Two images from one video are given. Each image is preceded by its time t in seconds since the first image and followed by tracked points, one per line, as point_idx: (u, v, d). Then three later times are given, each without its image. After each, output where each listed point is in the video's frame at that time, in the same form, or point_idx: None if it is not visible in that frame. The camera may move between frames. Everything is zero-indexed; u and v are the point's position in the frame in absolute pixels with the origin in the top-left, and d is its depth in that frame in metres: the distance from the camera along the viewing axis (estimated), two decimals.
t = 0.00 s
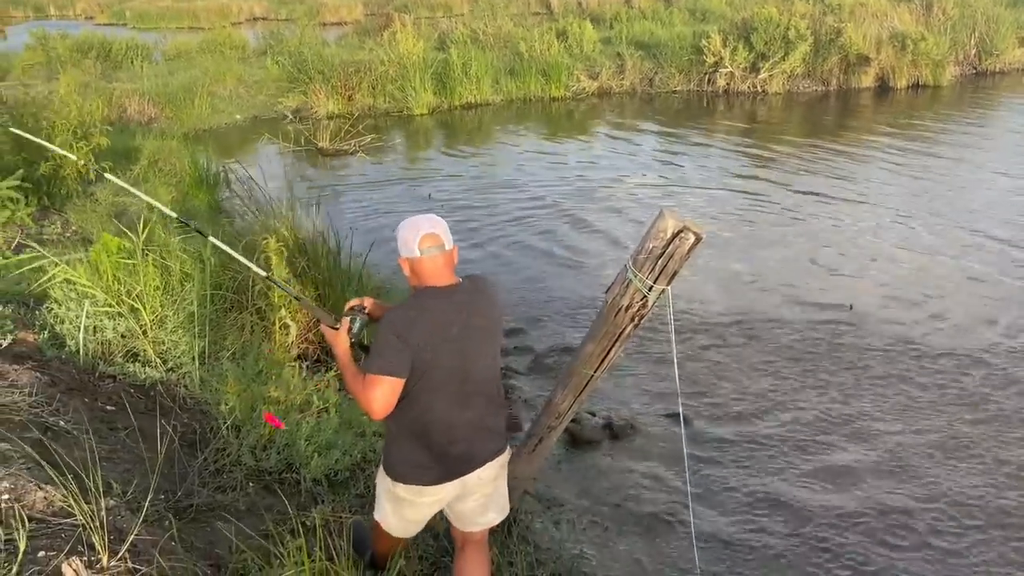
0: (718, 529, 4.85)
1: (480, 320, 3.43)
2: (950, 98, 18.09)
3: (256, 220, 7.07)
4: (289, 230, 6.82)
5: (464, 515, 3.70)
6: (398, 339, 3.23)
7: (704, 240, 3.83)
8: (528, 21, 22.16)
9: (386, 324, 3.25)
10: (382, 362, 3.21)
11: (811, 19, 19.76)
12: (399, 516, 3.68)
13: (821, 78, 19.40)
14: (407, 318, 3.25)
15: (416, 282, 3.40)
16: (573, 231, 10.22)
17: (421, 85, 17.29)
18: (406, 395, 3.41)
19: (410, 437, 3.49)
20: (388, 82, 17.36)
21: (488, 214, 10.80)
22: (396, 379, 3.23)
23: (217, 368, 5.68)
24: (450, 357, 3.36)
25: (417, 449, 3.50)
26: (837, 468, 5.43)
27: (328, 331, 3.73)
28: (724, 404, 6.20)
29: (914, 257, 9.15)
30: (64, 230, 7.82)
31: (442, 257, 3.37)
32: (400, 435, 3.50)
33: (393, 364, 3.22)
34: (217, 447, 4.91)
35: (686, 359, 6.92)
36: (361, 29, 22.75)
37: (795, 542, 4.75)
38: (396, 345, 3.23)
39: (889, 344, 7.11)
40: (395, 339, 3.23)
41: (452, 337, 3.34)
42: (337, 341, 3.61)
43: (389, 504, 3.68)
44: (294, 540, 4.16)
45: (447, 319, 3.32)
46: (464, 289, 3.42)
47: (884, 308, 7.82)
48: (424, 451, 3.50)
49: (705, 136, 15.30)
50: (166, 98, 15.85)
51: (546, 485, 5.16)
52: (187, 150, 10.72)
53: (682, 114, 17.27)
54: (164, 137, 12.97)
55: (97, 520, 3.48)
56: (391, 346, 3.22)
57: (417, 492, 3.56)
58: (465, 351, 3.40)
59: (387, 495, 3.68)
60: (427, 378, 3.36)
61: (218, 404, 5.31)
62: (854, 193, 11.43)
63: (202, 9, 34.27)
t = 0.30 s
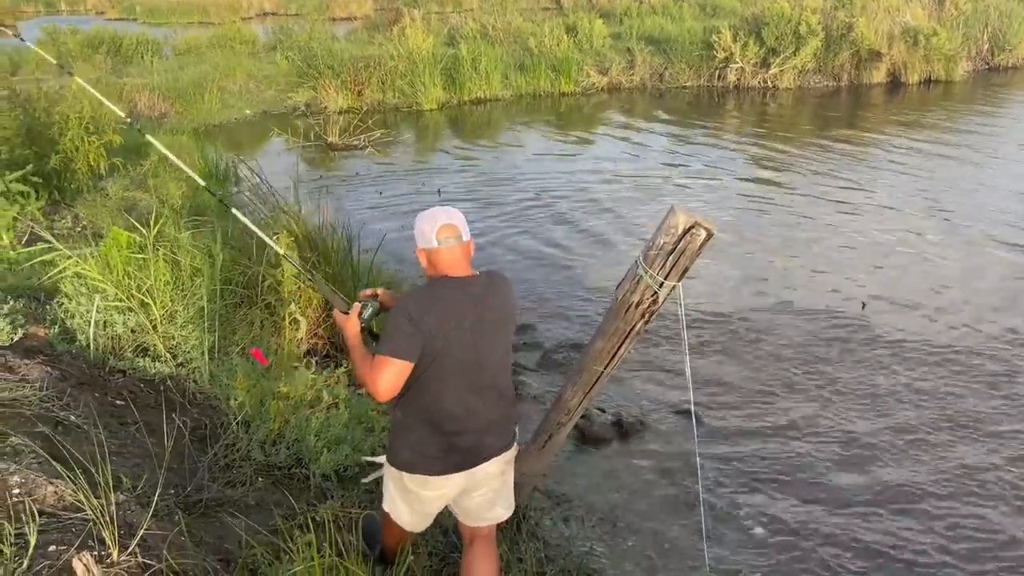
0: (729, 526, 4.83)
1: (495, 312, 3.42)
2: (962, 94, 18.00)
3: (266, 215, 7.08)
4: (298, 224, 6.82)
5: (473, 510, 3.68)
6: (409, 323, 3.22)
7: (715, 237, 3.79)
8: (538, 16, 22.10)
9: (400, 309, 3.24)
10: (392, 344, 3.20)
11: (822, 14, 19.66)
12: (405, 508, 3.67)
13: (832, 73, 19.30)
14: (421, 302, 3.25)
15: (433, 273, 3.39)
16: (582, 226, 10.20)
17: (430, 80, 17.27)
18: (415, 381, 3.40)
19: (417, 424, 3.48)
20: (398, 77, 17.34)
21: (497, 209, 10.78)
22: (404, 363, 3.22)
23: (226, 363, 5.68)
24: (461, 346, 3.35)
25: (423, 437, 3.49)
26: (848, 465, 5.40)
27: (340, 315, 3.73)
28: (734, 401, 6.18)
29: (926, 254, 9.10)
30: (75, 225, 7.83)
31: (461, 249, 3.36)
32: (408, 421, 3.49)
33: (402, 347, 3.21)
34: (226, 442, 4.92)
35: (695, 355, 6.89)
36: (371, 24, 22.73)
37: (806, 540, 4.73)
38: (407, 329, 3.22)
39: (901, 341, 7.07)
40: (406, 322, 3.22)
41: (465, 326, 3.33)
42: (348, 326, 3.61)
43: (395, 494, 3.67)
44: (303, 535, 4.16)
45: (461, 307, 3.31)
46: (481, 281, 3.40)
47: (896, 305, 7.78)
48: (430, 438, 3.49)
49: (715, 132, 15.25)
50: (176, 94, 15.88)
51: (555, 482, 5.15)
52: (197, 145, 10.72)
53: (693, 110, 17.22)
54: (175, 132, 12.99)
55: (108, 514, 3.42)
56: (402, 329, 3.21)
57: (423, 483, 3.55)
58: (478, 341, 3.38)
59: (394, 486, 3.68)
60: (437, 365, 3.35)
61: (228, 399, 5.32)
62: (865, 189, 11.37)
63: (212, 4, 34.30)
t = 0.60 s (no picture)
0: (742, 521, 4.81)
1: (507, 304, 3.41)
2: (978, 87, 17.88)
3: (280, 207, 7.10)
4: (312, 216, 6.84)
5: (491, 503, 3.69)
6: (420, 317, 3.22)
7: (730, 231, 3.76)
8: (551, 8, 22.03)
9: (413, 303, 3.24)
10: (403, 339, 3.20)
11: (837, 7, 19.53)
12: (422, 500, 3.69)
13: (846, 67, 19.18)
14: (431, 295, 3.24)
15: (447, 266, 3.39)
16: (595, 220, 10.17)
17: (443, 73, 17.26)
18: (429, 374, 3.40)
19: (433, 417, 3.48)
20: (411, 69, 17.33)
21: (510, 203, 10.77)
22: (417, 357, 3.21)
23: (240, 354, 5.71)
24: (474, 339, 3.34)
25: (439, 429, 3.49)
26: (862, 462, 5.36)
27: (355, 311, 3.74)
28: (748, 396, 6.15)
29: (942, 249, 9.04)
30: (90, 217, 7.86)
31: (473, 242, 3.35)
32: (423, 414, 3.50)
33: (414, 341, 3.20)
34: (240, 434, 4.94)
35: (708, 350, 6.87)
36: (384, 16, 22.72)
37: (819, 536, 4.70)
38: (420, 323, 3.21)
39: (916, 337, 7.02)
40: (418, 316, 3.21)
41: (477, 319, 3.32)
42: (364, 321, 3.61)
43: (413, 486, 3.69)
44: (316, 528, 4.19)
45: (473, 299, 3.31)
46: (493, 273, 3.39)
47: (912, 300, 7.73)
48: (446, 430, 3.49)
49: (729, 125, 15.19)
50: (190, 86, 15.92)
51: (567, 475, 5.14)
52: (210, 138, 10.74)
53: (706, 103, 17.15)
54: (188, 125, 13.02)
55: (123, 505, 3.40)
56: (413, 323, 3.21)
57: (440, 476, 3.56)
58: (490, 334, 3.38)
59: (411, 477, 3.69)
60: (450, 359, 3.34)
61: (242, 391, 5.34)
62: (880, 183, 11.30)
63: None
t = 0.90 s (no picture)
0: (756, 513, 4.80)
1: (532, 303, 3.43)
2: (998, 79, 17.74)
3: (295, 198, 7.12)
4: (327, 206, 6.86)
5: (503, 499, 3.70)
6: (450, 316, 3.20)
7: (747, 223, 3.75)
8: None
9: (442, 302, 3.22)
10: (431, 337, 3.18)
11: None
12: (439, 495, 3.70)
13: (864, 58, 19.04)
14: (461, 294, 3.24)
15: (469, 264, 3.38)
16: (611, 211, 10.15)
17: (458, 63, 17.25)
18: (453, 372, 3.39)
19: (455, 415, 3.48)
20: (426, 59, 17.31)
21: (525, 193, 10.75)
22: (444, 355, 3.20)
23: (256, 344, 5.74)
24: (500, 339, 3.35)
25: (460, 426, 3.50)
26: (877, 455, 5.34)
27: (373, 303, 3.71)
28: (762, 389, 6.14)
29: (959, 243, 8.97)
30: (107, 206, 7.90)
31: (496, 240, 3.35)
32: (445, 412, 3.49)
33: (443, 339, 3.19)
34: (256, 423, 4.97)
35: (723, 343, 6.85)
36: (399, 6, 22.70)
37: (834, 530, 4.68)
38: (449, 322, 3.20)
39: (932, 331, 6.98)
40: (447, 314, 3.20)
41: (504, 318, 3.33)
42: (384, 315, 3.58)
43: (430, 482, 3.70)
44: (331, 517, 4.21)
45: (501, 300, 3.31)
46: (517, 272, 3.41)
47: (928, 294, 7.69)
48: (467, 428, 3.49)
49: (745, 116, 15.12)
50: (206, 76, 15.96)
51: (580, 467, 5.15)
52: (226, 128, 10.77)
53: (723, 94, 17.07)
54: (204, 114, 13.06)
55: (140, 493, 3.42)
56: (442, 321, 3.19)
57: (461, 473, 3.57)
58: (515, 334, 3.39)
59: (427, 472, 3.70)
60: (476, 358, 3.34)
61: (258, 381, 5.37)
62: (898, 176, 11.23)
63: None
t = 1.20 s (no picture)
0: (770, 501, 4.79)
1: (554, 296, 3.44)
2: (1020, 67, 17.57)
3: (312, 183, 7.15)
4: (344, 192, 6.88)
5: (522, 485, 3.66)
6: (467, 304, 3.24)
7: (764, 211, 3.73)
8: None
9: (461, 290, 3.26)
10: (448, 324, 3.21)
11: None
12: (454, 483, 3.72)
13: (885, 46, 18.89)
14: (480, 282, 3.27)
15: (494, 253, 3.39)
16: (627, 199, 10.13)
17: (475, 49, 17.22)
18: (471, 362, 3.41)
19: (473, 404, 3.49)
20: (443, 46, 17.29)
21: (541, 181, 10.74)
22: (461, 342, 3.22)
23: (273, 328, 5.78)
24: (518, 329, 3.36)
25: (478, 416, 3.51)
26: (893, 445, 5.33)
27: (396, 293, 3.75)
28: (777, 378, 6.13)
29: (978, 233, 8.91)
30: (126, 191, 7.95)
31: (523, 228, 3.35)
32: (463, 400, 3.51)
33: (460, 326, 3.22)
34: (273, 407, 5.01)
35: (739, 332, 6.84)
36: None
37: (849, 520, 4.66)
38: (466, 310, 3.23)
39: (949, 321, 6.95)
40: (465, 302, 3.23)
41: (523, 309, 3.34)
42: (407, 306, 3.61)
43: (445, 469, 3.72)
44: (347, 502, 4.26)
45: (520, 290, 3.33)
46: (539, 264, 3.42)
47: (946, 284, 7.65)
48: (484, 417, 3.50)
49: (764, 104, 15.03)
50: (224, 61, 16.00)
51: (594, 453, 5.16)
52: (244, 113, 10.80)
53: (741, 82, 16.97)
54: (222, 100, 13.11)
55: (159, 475, 3.45)
56: (459, 309, 3.22)
57: (472, 461, 3.60)
58: (533, 325, 3.40)
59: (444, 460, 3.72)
60: (493, 348, 3.36)
61: (275, 365, 5.41)
62: (917, 166, 11.14)
63: None
